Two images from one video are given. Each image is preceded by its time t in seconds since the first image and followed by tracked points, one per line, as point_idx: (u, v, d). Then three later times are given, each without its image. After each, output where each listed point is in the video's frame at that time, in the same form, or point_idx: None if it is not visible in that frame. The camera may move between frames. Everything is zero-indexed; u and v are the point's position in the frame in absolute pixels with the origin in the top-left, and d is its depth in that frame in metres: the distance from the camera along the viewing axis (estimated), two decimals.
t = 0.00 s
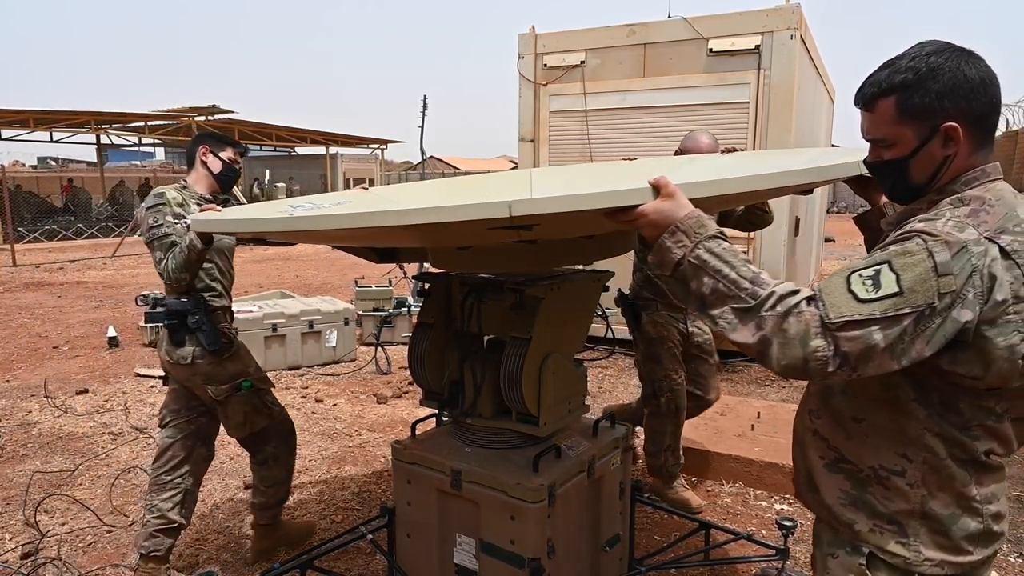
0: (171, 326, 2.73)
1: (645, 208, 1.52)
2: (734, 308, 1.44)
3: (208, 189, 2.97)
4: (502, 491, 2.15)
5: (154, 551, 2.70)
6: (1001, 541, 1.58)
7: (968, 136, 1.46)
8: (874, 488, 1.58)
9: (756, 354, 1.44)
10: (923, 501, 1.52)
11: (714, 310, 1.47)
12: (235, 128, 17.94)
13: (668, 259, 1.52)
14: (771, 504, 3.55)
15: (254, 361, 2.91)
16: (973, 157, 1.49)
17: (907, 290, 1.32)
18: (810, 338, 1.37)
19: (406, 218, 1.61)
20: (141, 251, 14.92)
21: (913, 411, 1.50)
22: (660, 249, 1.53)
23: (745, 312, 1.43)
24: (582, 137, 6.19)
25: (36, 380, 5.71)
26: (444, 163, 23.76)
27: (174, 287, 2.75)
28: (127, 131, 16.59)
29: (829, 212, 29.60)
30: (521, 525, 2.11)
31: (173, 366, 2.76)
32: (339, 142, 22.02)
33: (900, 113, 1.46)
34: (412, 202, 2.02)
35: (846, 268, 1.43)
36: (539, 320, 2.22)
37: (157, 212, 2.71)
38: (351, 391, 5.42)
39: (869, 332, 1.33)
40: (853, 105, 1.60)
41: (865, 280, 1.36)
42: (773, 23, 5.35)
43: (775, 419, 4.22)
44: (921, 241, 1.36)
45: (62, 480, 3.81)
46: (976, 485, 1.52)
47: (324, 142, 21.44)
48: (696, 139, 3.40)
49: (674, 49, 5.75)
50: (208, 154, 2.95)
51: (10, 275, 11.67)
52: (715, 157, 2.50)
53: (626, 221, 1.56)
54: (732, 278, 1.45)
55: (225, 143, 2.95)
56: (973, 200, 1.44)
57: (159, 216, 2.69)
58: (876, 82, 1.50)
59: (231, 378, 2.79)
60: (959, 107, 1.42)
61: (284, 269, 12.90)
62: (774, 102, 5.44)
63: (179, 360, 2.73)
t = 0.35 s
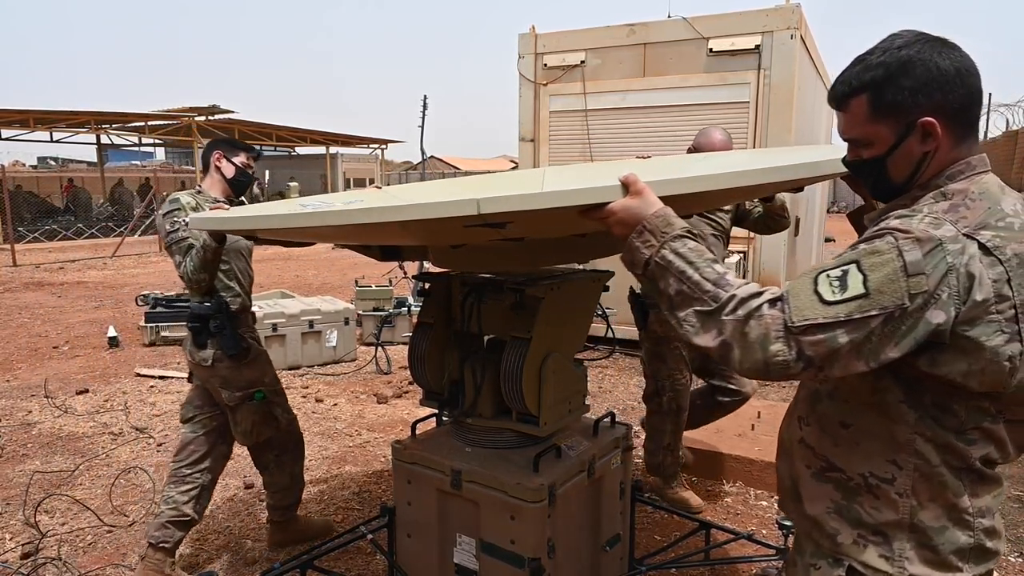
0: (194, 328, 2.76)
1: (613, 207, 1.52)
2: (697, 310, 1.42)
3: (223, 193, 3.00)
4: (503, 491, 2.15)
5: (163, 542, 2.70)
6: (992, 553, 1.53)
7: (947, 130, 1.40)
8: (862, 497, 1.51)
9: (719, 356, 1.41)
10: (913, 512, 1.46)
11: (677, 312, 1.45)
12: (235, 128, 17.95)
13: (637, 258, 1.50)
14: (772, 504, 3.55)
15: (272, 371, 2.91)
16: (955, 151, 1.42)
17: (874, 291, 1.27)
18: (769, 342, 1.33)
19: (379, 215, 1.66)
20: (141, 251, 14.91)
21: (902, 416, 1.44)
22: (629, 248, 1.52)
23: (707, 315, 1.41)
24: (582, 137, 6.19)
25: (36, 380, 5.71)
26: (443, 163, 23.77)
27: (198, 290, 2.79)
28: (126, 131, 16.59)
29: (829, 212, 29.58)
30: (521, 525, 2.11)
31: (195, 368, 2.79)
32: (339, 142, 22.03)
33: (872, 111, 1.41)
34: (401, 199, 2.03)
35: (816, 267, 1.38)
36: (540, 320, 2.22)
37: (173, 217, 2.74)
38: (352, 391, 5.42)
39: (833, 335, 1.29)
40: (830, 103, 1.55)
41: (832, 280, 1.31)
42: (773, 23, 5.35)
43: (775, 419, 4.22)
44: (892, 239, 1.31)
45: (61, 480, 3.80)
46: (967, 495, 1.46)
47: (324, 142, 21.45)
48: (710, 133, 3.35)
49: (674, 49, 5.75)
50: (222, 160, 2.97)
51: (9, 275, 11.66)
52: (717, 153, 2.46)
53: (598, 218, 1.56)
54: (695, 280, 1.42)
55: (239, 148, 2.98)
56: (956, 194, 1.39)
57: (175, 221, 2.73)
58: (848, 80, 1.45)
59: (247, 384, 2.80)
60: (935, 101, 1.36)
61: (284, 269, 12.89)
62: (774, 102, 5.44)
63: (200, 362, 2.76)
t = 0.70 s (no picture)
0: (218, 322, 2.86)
1: (577, 200, 1.47)
2: (654, 303, 1.36)
3: (242, 195, 3.01)
4: (502, 490, 2.15)
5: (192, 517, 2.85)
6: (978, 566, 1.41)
7: (914, 120, 1.31)
8: (832, 501, 1.42)
9: (678, 351, 1.35)
10: (881, 518, 1.37)
11: (637, 305, 1.39)
12: (236, 128, 17.97)
13: (601, 251, 1.46)
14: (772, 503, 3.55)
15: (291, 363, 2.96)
16: (925, 141, 1.33)
17: (831, 283, 1.19)
18: (725, 335, 1.27)
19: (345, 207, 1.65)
20: (141, 251, 14.92)
21: (870, 413, 1.35)
22: (592, 241, 1.47)
23: (666, 307, 1.34)
24: (583, 136, 6.19)
25: (37, 380, 5.71)
26: (444, 163, 23.82)
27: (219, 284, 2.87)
28: (127, 131, 16.62)
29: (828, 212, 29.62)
30: (520, 524, 2.11)
31: (221, 359, 2.90)
32: (340, 142, 22.07)
33: (834, 107, 1.33)
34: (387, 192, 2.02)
35: (778, 260, 1.31)
36: (541, 319, 2.22)
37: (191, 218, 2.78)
38: (352, 391, 5.43)
39: (788, 329, 1.21)
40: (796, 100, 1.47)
41: (790, 274, 1.24)
42: (774, 22, 5.34)
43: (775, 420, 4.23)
44: (853, 228, 1.23)
45: (62, 480, 3.80)
46: (942, 501, 1.35)
47: (324, 142, 21.48)
48: (725, 133, 3.31)
49: (674, 49, 5.75)
50: (243, 163, 2.98)
51: (9, 274, 11.66)
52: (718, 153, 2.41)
53: (564, 211, 1.52)
54: (654, 271, 1.37)
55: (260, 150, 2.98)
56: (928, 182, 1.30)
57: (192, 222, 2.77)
58: (808, 77, 1.37)
59: (266, 378, 2.86)
60: (897, 91, 1.28)
61: (284, 269, 12.90)
62: (775, 102, 5.44)
63: (225, 353, 2.86)
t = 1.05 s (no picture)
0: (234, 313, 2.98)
1: (545, 196, 1.47)
2: (613, 298, 1.36)
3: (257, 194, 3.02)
4: (503, 490, 2.15)
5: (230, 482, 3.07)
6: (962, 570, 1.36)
7: (873, 116, 1.28)
8: (805, 504, 1.38)
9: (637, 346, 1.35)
10: (853, 521, 1.32)
11: (600, 299, 1.39)
12: (236, 128, 17.99)
13: (566, 245, 1.45)
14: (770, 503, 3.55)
15: (303, 355, 3.05)
16: (888, 135, 1.30)
17: (783, 280, 1.17)
18: (679, 330, 1.26)
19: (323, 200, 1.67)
20: (141, 251, 14.94)
21: (836, 413, 1.32)
22: (559, 235, 1.47)
23: (625, 302, 1.34)
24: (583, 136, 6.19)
25: (38, 380, 5.72)
26: (444, 164, 23.83)
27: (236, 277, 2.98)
28: (128, 131, 16.64)
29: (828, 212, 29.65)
30: (521, 524, 2.11)
31: (236, 348, 3.02)
32: (340, 142, 22.09)
33: (790, 107, 1.31)
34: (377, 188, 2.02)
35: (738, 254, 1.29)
36: (540, 320, 2.22)
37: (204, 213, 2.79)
38: (353, 390, 5.44)
39: (740, 326, 1.20)
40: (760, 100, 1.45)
41: (746, 269, 1.22)
42: (774, 21, 5.33)
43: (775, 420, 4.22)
44: (809, 224, 1.20)
45: (62, 480, 3.81)
46: (913, 503, 1.30)
47: (325, 142, 21.50)
48: (742, 132, 3.30)
49: (674, 49, 5.74)
50: (261, 164, 2.99)
51: (10, 275, 11.68)
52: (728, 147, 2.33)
53: (535, 206, 1.52)
54: (614, 266, 1.36)
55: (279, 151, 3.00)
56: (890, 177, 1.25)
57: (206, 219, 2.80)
58: (765, 78, 1.35)
59: (276, 370, 2.96)
60: (850, 88, 1.25)
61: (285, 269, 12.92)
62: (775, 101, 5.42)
63: (239, 343, 2.98)
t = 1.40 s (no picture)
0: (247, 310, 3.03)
1: (511, 191, 1.47)
2: (569, 294, 1.36)
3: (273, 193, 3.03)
4: (504, 490, 2.15)
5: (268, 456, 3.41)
6: None
7: (825, 122, 1.24)
8: (769, 511, 1.37)
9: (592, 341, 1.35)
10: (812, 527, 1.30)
11: (557, 295, 1.39)
12: (237, 128, 18.00)
13: (529, 240, 1.45)
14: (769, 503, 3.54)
15: (312, 352, 3.07)
16: (844, 140, 1.26)
17: (729, 282, 1.16)
18: (629, 327, 1.25)
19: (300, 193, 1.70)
20: (141, 251, 14.94)
21: (793, 418, 1.30)
22: (523, 230, 1.47)
23: (580, 298, 1.34)
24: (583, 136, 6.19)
25: (39, 380, 5.72)
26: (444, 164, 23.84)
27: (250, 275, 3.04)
28: (128, 131, 16.65)
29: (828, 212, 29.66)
30: (522, 524, 2.11)
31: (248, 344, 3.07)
32: (341, 142, 22.11)
33: (744, 117, 1.29)
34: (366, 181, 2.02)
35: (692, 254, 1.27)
36: (540, 320, 2.23)
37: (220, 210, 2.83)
38: (353, 390, 5.43)
39: (686, 326, 1.18)
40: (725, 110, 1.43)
41: (695, 269, 1.21)
42: (774, 21, 5.32)
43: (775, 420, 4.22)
44: (758, 226, 1.18)
45: (63, 480, 3.81)
46: (872, 512, 1.26)
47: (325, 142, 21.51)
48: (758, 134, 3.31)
49: (674, 48, 5.74)
50: (278, 164, 3.01)
51: (11, 275, 11.69)
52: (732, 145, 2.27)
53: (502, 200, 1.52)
54: (571, 261, 1.36)
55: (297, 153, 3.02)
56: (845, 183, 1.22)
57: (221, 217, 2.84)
58: (720, 89, 1.34)
59: (284, 366, 2.99)
60: (798, 96, 1.22)
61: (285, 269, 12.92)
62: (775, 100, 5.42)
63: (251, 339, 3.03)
